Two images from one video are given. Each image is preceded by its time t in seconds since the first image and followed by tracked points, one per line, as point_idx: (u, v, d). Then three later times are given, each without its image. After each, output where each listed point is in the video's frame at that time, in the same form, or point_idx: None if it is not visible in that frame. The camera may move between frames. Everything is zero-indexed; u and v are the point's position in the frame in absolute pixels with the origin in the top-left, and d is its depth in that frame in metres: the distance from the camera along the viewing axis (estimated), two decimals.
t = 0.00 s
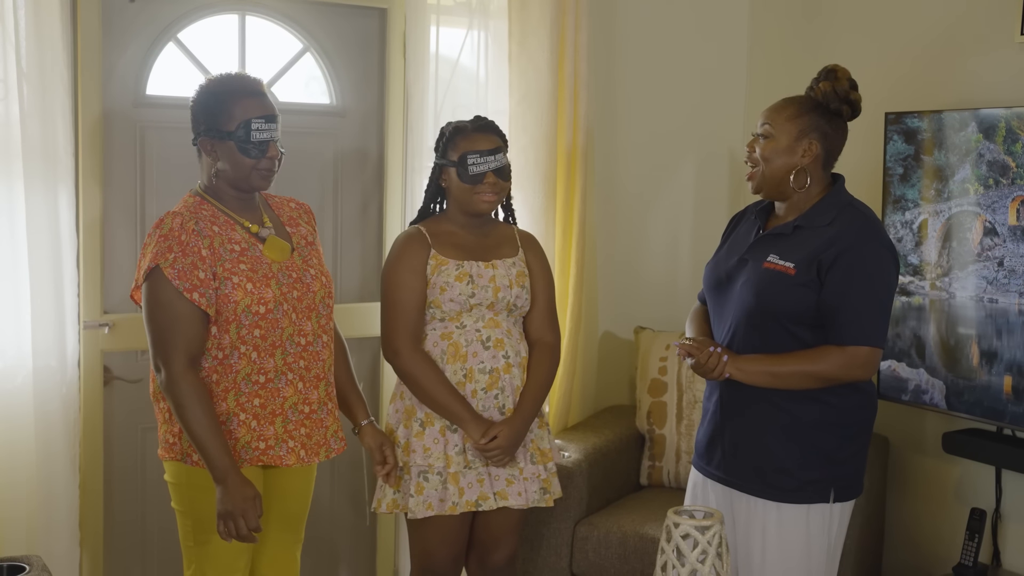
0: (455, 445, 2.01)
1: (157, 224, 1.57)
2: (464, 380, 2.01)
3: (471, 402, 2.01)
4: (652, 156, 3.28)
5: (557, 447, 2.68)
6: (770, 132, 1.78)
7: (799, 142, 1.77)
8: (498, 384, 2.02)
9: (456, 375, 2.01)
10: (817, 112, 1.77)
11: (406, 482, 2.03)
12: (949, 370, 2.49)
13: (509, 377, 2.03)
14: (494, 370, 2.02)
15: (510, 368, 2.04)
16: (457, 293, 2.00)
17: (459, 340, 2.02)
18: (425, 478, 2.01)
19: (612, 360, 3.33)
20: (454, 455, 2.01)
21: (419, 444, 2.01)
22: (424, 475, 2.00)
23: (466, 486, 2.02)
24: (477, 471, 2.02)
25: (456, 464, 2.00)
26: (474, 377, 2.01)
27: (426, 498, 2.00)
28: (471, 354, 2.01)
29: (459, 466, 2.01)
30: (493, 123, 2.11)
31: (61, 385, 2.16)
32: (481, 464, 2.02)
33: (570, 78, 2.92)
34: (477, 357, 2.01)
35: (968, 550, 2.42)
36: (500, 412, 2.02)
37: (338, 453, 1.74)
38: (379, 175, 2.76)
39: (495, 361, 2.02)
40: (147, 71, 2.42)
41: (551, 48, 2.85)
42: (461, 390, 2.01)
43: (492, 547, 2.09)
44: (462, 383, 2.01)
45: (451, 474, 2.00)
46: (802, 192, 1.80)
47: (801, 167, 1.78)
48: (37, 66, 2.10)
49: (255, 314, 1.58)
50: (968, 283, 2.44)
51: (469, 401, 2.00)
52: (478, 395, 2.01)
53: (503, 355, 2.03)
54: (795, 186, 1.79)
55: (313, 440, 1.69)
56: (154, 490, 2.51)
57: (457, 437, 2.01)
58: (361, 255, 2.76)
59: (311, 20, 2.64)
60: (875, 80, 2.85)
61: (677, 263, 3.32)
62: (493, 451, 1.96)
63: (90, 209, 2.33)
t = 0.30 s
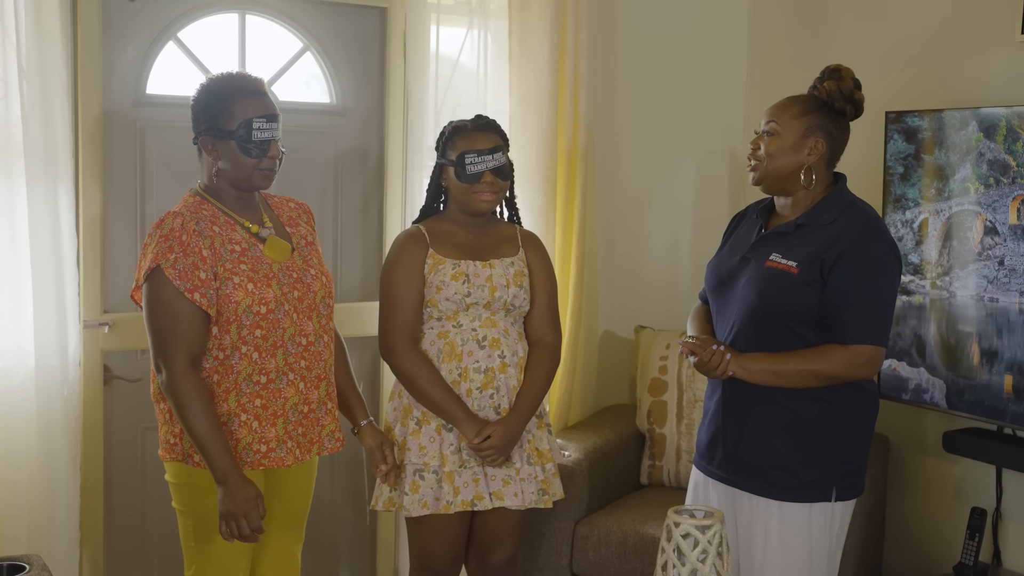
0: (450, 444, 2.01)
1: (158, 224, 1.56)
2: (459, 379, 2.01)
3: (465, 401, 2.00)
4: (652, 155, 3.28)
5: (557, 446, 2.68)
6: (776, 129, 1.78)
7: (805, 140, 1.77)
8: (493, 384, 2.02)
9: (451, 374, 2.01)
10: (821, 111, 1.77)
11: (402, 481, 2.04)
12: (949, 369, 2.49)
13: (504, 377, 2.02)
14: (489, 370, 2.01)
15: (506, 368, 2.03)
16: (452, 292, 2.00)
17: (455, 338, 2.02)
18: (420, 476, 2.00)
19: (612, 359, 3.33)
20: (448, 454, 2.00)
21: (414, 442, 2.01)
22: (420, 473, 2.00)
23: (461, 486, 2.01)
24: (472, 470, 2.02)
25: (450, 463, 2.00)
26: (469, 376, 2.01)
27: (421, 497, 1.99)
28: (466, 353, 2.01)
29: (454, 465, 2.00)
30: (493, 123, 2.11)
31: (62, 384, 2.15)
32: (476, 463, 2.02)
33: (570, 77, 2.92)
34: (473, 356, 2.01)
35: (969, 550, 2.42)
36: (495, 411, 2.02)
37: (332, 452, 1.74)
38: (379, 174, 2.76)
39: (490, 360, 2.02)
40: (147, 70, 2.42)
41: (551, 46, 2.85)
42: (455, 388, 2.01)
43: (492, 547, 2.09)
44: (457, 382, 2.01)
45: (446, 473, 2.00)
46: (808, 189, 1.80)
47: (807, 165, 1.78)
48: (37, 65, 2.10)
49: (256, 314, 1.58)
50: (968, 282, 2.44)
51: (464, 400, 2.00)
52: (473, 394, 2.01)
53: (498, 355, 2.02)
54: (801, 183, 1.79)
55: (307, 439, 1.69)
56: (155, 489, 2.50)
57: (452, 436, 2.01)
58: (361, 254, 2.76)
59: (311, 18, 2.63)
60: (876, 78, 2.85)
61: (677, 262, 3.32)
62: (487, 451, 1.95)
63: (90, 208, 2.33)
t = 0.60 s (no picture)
0: (446, 443, 2.00)
1: (157, 224, 1.56)
2: (456, 378, 2.01)
3: (462, 400, 2.00)
4: (652, 154, 3.28)
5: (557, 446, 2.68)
6: (778, 129, 1.78)
7: (806, 140, 1.77)
8: (490, 383, 2.01)
9: (448, 373, 2.01)
10: (823, 110, 1.77)
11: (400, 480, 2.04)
12: (949, 368, 2.49)
13: (501, 377, 2.02)
14: (485, 369, 2.01)
15: (502, 367, 2.02)
16: (449, 291, 2.00)
17: (452, 338, 2.02)
18: (416, 475, 2.00)
19: (611, 358, 3.33)
20: (445, 453, 2.00)
21: (411, 441, 2.01)
22: (416, 472, 2.00)
23: (458, 485, 2.00)
24: (469, 469, 2.01)
25: (447, 462, 2.00)
26: (466, 375, 2.01)
27: (418, 496, 1.99)
28: (463, 352, 2.01)
29: (450, 464, 2.00)
30: (493, 122, 2.11)
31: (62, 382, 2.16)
32: (473, 462, 2.01)
33: (570, 76, 2.91)
34: (469, 355, 2.01)
35: (968, 549, 2.42)
36: (492, 411, 2.01)
37: (332, 454, 1.74)
38: (378, 174, 2.76)
39: (487, 360, 2.02)
40: (147, 69, 2.42)
41: (551, 45, 2.84)
42: (452, 388, 2.00)
43: (491, 546, 2.09)
44: (454, 381, 2.01)
45: (443, 472, 1.99)
46: (809, 189, 1.80)
47: (808, 165, 1.78)
48: (37, 64, 2.10)
49: (256, 314, 1.58)
50: (968, 281, 2.44)
51: (461, 400, 2.00)
52: (470, 393, 2.00)
53: (495, 354, 2.02)
54: (802, 183, 1.79)
55: (310, 442, 1.68)
56: (154, 489, 2.50)
57: (449, 435, 2.01)
58: (361, 253, 2.76)
59: (311, 17, 2.63)
60: (875, 77, 2.85)
61: (677, 261, 3.32)
62: (483, 451, 1.94)
63: (89, 207, 2.32)
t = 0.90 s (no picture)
0: (445, 443, 2.00)
1: (157, 223, 1.56)
2: (455, 377, 2.01)
3: (461, 400, 2.00)
4: (652, 153, 3.27)
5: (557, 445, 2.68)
6: (779, 129, 1.78)
7: (807, 140, 1.76)
8: (489, 383, 2.01)
9: (448, 372, 2.01)
10: (824, 110, 1.77)
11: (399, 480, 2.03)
12: (949, 368, 2.49)
13: (500, 377, 2.02)
14: (484, 369, 2.01)
15: (501, 367, 2.02)
16: (448, 291, 2.00)
17: (451, 337, 2.01)
18: (416, 475, 2.00)
19: (611, 358, 3.33)
20: (444, 453, 2.00)
21: (410, 441, 2.01)
22: (415, 472, 2.00)
23: (457, 485, 2.00)
24: (469, 469, 2.01)
25: (446, 462, 1.99)
26: (465, 375, 2.00)
27: (418, 496, 1.99)
28: (462, 351, 2.01)
29: (450, 464, 1.99)
30: (492, 122, 2.11)
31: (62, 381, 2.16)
32: (472, 461, 2.01)
33: (570, 75, 2.91)
34: (469, 355, 2.01)
35: (968, 548, 2.42)
36: (491, 410, 2.01)
37: (332, 454, 1.74)
38: (378, 174, 2.76)
39: (487, 359, 2.01)
40: (147, 68, 2.42)
41: (551, 44, 2.84)
42: (451, 387, 2.00)
43: (491, 546, 2.09)
44: (453, 380, 2.01)
45: (442, 472, 1.99)
46: (810, 189, 1.80)
47: (810, 165, 1.78)
48: (37, 64, 2.10)
49: (255, 314, 1.58)
50: (968, 281, 2.44)
51: (461, 399, 2.00)
52: (469, 393, 2.00)
53: (495, 354, 2.02)
54: (804, 183, 1.79)
55: (310, 442, 1.68)
56: (154, 488, 2.50)
57: (449, 434, 2.01)
58: (360, 252, 2.76)
59: (310, 17, 2.63)
60: (875, 77, 2.85)
61: (677, 261, 3.32)
62: (482, 451, 1.94)
63: (89, 206, 2.32)
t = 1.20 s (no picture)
0: (445, 442, 2.01)
1: (157, 223, 1.56)
2: (455, 377, 2.01)
3: (461, 399, 2.00)
4: (652, 153, 3.27)
5: (557, 445, 2.68)
6: (781, 129, 1.78)
7: (809, 140, 1.77)
8: (489, 381, 2.01)
9: (448, 372, 2.01)
10: (825, 110, 1.77)
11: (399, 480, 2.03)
12: (949, 368, 2.49)
13: (500, 376, 2.02)
14: (484, 368, 2.01)
15: (501, 366, 2.02)
16: (448, 290, 2.00)
17: (451, 337, 2.02)
18: (415, 474, 2.00)
19: (611, 357, 3.33)
20: (444, 452, 2.00)
21: (410, 440, 2.01)
22: (415, 471, 2.00)
23: (457, 484, 2.00)
24: (469, 468, 2.01)
25: (446, 461, 2.00)
26: (465, 374, 2.01)
27: (417, 495, 1.99)
28: (462, 351, 2.01)
29: (450, 463, 2.00)
30: (492, 121, 2.11)
31: (62, 381, 2.16)
32: (472, 460, 2.01)
33: (570, 74, 2.91)
34: (468, 354, 2.01)
35: (968, 548, 2.42)
36: (491, 409, 2.01)
37: (333, 453, 1.74)
38: (378, 174, 2.76)
39: (487, 359, 2.02)
40: (147, 68, 2.41)
41: (551, 43, 2.84)
42: (451, 386, 2.00)
43: (491, 545, 2.09)
44: (453, 379, 2.01)
45: (442, 471, 2.00)
46: (811, 189, 1.80)
47: (811, 164, 1.78)
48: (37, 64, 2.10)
49: (256, 313, 1.58)
50: (968, 281, 2.44)
51: (461, 398, 2.00)
52: (469, 392, 2.00)
53: (495, 353, 2.02)
54: (805, 182, 1.79)
55: (310, 441, 1.69)
56: (154, 488, 2.50)
57: (448, 434, 2.01)
58: (361, 252, 2.76)
59: (310, 16, 2.63)
60: (875, 77, 2.85)
61: (677, 260, 3.32)
62: (483, 450, 1.94)
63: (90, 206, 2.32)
